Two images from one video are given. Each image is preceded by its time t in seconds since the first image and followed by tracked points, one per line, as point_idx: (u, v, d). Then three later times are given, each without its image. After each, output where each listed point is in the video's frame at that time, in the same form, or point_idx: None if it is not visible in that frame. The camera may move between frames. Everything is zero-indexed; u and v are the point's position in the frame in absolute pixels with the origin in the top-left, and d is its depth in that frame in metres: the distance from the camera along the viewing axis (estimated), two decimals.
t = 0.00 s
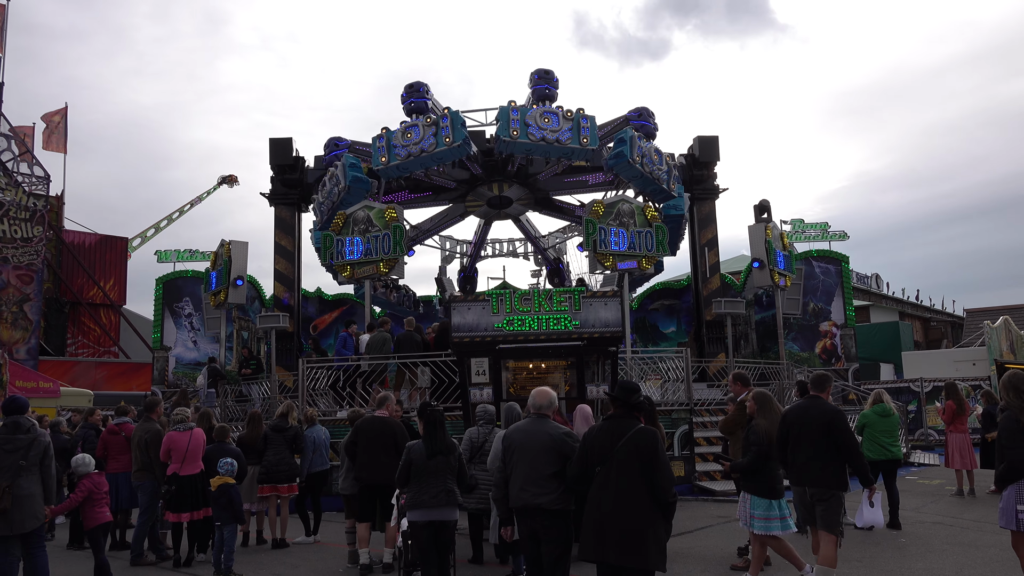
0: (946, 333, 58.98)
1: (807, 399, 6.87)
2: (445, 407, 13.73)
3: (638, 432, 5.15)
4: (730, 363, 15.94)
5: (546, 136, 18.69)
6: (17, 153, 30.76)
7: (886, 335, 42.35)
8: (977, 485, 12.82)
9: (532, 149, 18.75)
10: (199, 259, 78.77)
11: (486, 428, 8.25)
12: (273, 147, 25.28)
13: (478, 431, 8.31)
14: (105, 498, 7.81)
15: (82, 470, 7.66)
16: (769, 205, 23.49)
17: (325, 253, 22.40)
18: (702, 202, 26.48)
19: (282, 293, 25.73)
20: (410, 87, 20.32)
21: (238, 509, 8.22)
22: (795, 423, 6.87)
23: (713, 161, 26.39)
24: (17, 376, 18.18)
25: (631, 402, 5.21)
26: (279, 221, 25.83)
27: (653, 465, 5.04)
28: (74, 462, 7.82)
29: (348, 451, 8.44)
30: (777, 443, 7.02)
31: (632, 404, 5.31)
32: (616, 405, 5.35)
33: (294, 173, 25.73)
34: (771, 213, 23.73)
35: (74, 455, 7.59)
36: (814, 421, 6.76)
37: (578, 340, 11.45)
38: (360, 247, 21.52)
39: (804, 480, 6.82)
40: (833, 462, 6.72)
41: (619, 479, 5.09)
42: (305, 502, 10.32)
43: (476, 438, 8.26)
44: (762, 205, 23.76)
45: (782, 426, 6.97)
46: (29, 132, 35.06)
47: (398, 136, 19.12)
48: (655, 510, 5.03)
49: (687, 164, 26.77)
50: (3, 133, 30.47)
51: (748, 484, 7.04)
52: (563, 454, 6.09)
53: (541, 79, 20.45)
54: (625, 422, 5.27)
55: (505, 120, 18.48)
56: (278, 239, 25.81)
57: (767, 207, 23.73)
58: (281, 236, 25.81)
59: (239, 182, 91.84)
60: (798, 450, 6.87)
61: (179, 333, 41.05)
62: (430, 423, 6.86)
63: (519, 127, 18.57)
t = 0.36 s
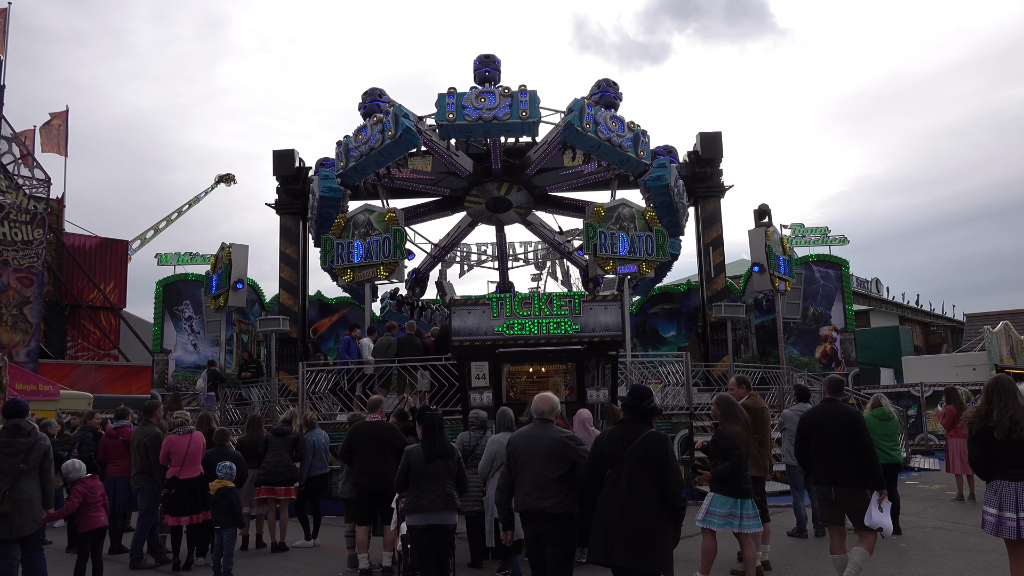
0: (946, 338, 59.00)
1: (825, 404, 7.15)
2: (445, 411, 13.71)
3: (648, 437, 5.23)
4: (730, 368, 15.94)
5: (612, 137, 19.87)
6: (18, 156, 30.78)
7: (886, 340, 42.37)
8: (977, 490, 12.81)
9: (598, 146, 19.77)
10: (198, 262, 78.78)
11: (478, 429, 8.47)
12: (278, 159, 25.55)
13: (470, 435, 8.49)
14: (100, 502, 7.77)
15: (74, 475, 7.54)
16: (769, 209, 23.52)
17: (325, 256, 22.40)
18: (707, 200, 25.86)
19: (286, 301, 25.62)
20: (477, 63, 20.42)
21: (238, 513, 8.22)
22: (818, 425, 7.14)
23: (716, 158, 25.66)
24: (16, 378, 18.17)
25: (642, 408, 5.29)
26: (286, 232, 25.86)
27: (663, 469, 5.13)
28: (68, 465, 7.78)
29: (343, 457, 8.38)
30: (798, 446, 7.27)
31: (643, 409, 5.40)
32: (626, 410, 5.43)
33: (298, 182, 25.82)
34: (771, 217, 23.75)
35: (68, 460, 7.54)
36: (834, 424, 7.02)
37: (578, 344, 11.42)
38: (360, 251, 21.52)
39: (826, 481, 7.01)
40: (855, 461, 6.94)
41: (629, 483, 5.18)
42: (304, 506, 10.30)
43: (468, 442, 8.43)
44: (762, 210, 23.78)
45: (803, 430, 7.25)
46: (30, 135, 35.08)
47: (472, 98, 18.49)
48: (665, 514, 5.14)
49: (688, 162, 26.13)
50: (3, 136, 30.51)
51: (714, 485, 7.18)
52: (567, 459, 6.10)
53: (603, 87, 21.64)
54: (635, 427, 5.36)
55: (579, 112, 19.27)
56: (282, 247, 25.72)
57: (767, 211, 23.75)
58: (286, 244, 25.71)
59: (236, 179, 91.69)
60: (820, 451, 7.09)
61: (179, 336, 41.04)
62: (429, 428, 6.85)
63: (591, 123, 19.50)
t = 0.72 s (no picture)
0: (945, 339, 59.06)
1: (844, 406, 7.16)
2: (445, 413, 13.70)
3: (653, 438, 5.24)
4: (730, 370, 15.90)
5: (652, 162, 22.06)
6: (17, 158, 30.79)
7: (885, 341, 42.39)
8: (976, 492, 12.81)
9: (643, 168, 22.29)
10: (197, 265, 78.76)
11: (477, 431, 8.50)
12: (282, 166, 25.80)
13: (470, 437, 8.52)
14: (93, 507, 7.73)
15: (67, 479, 7.54)
16: (768, 211, 23.54)
17: (325, 259, 22.39)
18: (708, 196, 25.93)
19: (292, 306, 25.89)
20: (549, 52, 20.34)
21: (237, 515, 8.22)
22: (835, 426, 7.12)
23: (715, 152, 25.75)
24: (15, 381, 18.16)
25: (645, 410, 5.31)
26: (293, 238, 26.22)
27: (669, 469, 5.15)
28: (62, 469, 7.77)
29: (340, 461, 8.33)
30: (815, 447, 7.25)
31: (646, 412, 5.41)
32: (629, 412, 5.44)
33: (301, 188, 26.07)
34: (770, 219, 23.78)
35: (64, 463, 7.53)
36: (853, 425, 7.03)
37: (577, 346, 11.39)
38: (360, 253, 21.54)
39: (843, 481, 7.01)
40: (873, 461, 6.97)
41: (634, 485, 5.19)
42: (303, 508, 10.27)
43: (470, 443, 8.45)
44: (762, 211, 23.79)
45: (820, 431, 7.23)
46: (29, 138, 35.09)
47: (547, 87, 19.55)
48: (671, 514, 5.13)
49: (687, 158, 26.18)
50: (3, 139, 30.50)
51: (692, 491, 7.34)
52: (573, 459, 6.07)
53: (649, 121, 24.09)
54: (640, 428, 5.37)
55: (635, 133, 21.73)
56: (290, 254, 26.12)
57: (765, 213, 23.78)
58: (294, 251, 26.10)
59: (232, 176, 91.36)
60: (836, 453, 7.09)
61: (178, 339, 41.02)
62: (428, 430, 6.84)
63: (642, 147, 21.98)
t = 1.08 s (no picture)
0: (945, 343, 59.05)
1: (861, 406, 7.30)
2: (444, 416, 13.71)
3: (661, 441, 5.23)
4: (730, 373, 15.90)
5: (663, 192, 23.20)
6: (17, 161, 30.82)
7: (884, 345, 42.39)
8: (975, 496, 12.80)
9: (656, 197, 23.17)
10: (196, 268, 78.66)
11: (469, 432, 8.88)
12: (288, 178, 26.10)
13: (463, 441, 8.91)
14: (88, 510, 7.70)
15: (65, 481, 7.57)
16: (768, 215, 23.58)
17: (325, 261, 22.41)
18: (706, 192, 25.97)
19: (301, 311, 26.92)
20: (614, 82, 21.82)
21: (235, 518, 8.23)
22: (852, 426, 7.29)
23: (711, 148, 25.75)
24: (13, 384, 18.15)
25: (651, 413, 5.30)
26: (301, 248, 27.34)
27: (676, 473, 5.13)
28: (60, 472, 7.79)
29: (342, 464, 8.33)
30: (833, 443, 7.39)
31: (652, 415, 5.40)
32: (637, 415, 5.44)
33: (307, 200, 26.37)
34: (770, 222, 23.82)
35: (59, 468, 7.57)
36: (871, 424, 7.18)
37: (577, 349, 11.38)
38: (359, 256, 21.54)
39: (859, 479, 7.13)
40: (889, 460, 7.10)
41: (643, 487, 5.19)
42: (301, 511, 10.23)
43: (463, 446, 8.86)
44: (762, 215, 23.82)
45: (838, 429, 7.37)
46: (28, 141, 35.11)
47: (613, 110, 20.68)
48: (679, 516, 5.12)
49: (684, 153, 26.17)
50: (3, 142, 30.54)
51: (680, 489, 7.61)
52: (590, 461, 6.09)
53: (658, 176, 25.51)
54: (648, 430, 5.37)
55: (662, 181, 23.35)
56: (299, 262, 27.29)
57: (763, 216, 23.82)
58: (302, 259, 27.27)
59: (229, 174, 91.24)
60: (853, 452, 7.23)
61: (177, 341, 41.01)
62: (426, 433, 6.82)
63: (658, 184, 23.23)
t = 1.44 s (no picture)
0: (944, 344, 59.07)
1: (860, 408, 7.29)
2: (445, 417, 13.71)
3: (685, 443, 5.28)
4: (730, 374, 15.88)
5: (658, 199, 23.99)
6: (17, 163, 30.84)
7: (884, 345, 42.39)
8: (976, 496, 12.79)
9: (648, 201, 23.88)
10: (196, 269, 78.64)
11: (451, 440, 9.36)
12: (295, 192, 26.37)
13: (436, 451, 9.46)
14: (88, 512, 7.69)
15: (66, 483, 7.62)
16: (768, 215, 23.58)
17: (325, 262, 22.41)
18: (702, 187, 26.01)
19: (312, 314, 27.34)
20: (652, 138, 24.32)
21: (236, 519, 8.24)
22: (852, 427, 7.27)
23: (704, 141, 25.61)
24: (13, 385, 18.16)
25: (674, 414, 5.33)
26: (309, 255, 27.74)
27: (700, 473, 5.20)
28: (59, 473, 7.82)
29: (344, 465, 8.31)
30: (834, 445, 7.36)
31: (674, 416, 5.43)
32: (658, 416, 5.47)
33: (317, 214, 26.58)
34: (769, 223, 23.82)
35: (58, 469, 7.57)
36: (871, 425, 7.18)
37: (578, 350, 11.36)
38: (359, 257, 21.53)
39: (861, 479, 7.14)
40: (889, 460, 7.12)
41: (667, 488, 5.24)
42: (301, 513, 10.22)
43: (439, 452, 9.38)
44: (762, 216, 23.81)
45: (839, 430, 7.35)
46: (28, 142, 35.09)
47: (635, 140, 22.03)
48: (702, 517, 5.19)
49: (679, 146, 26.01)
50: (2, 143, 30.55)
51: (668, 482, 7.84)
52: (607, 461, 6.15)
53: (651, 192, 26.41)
54: (670, 431, 5.40)
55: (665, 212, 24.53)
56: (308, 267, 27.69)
57: (763, 217, 23.82)
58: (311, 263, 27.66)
59: (227, 173, 91.21)
60: (854, 454, 7.22)
61: (177, 343, 41.02)
62: (426, 434, 6.81)
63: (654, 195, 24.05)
